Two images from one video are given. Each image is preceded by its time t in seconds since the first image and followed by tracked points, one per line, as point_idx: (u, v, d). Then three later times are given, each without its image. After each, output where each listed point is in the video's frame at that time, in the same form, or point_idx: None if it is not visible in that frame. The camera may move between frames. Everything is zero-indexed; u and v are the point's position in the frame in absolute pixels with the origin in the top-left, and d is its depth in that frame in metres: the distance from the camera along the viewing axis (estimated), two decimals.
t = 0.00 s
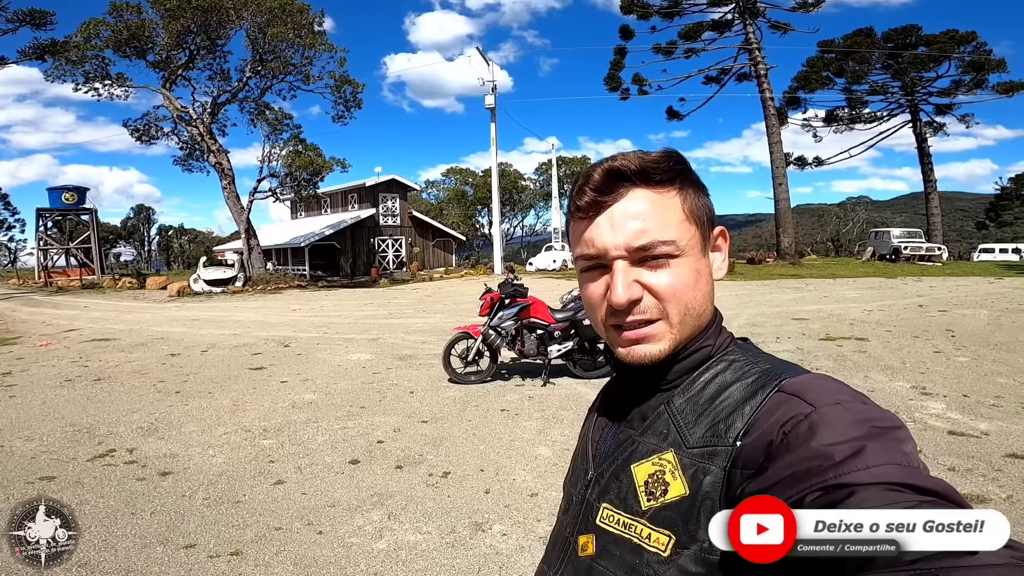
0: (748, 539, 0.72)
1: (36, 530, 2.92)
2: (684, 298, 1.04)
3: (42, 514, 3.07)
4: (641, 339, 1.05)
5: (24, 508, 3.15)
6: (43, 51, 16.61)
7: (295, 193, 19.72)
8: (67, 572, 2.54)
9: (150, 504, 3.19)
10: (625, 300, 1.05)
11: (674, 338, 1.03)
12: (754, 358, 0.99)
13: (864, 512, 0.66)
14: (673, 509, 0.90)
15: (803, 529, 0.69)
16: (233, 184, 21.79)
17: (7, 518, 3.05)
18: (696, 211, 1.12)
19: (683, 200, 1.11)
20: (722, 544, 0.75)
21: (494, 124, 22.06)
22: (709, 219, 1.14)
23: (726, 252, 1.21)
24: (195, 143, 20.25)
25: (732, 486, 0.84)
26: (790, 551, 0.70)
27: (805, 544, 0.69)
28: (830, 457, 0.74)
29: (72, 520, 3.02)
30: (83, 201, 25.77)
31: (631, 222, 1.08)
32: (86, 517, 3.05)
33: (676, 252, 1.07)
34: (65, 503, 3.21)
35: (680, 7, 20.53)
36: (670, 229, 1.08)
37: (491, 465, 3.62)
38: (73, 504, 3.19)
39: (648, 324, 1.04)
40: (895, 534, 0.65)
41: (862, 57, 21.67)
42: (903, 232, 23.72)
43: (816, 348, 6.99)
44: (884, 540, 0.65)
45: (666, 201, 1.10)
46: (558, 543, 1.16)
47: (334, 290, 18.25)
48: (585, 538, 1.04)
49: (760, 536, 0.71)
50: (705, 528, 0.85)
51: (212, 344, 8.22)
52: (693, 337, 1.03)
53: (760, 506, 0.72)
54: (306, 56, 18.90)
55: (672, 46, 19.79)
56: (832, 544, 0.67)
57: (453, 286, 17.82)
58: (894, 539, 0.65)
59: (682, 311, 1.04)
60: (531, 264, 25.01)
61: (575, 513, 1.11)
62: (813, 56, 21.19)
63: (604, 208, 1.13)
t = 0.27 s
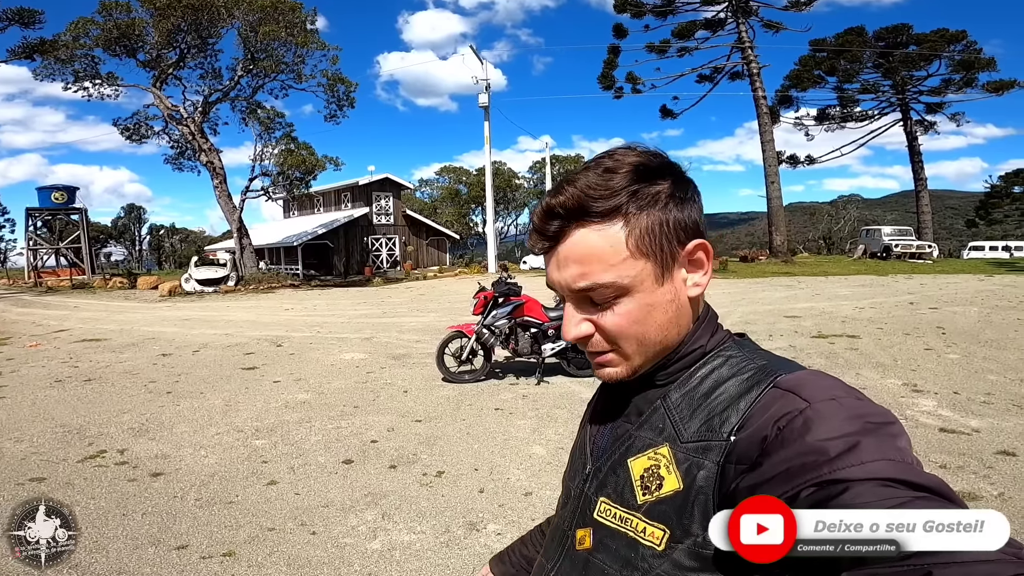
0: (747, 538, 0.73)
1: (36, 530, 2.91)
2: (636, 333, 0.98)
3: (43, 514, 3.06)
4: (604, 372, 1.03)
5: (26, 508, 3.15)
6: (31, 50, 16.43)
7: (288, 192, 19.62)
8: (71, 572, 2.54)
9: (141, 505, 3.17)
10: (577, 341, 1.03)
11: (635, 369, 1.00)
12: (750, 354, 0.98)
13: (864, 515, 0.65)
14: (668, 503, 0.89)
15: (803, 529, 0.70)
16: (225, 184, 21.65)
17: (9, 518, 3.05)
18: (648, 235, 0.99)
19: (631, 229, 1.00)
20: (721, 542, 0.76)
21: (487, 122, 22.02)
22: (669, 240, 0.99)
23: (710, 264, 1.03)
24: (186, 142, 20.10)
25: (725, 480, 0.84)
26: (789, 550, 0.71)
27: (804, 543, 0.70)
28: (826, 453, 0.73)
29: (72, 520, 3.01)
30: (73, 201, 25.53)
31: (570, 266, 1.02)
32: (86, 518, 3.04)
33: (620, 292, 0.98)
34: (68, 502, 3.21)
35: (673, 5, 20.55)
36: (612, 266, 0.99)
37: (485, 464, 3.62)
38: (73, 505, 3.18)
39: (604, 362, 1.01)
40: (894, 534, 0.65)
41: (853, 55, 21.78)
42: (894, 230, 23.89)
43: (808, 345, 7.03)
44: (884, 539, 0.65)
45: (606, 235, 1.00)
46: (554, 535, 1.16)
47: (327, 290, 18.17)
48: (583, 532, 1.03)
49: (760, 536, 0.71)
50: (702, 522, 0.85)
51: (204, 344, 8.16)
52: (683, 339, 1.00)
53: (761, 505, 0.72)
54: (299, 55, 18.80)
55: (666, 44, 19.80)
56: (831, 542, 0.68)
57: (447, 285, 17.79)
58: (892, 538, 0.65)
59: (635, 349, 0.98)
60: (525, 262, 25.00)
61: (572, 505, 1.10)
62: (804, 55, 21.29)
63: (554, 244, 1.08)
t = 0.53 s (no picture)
0: (748, 538, 0.72)
1: (36, 530, 2.88)
2: (612, 340, 0.99)
3: (43, 514, 3.03)
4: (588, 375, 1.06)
5: (25, 508, 3.11)
6: (17, 47, 16.20)
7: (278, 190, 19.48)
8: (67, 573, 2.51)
9: (130, 506, 3.13)
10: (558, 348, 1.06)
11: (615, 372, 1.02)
12: (746, 347, 0.96)
13: (864, 515, 0.65)
14: (665, 499, 0.89)
15: (803, 529, 0.69)
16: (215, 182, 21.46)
17: (8, 517, 3.01)
18: (614, 242, 0.98)
19: (595, 238, 0.99)
20: (722, 543, 0.76)
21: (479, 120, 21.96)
22: (637, 245, 0.97)
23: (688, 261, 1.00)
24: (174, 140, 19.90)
25: (721, 476, 0.84)
26: (789, 550, 0.71)
27: (806, 543, 0.69)
28: (821, 449, 0.73)
29: (72, 520, 2.98)
30: (59, 199, 25.20)
31: (542, 283, 1.03)
32: (85, 518, 3.01)
33: (590, 301, 0.99)
34: (67, 502, 3.18)
35: (665, 4, 20.59)
36: (577, 277, 0.99)
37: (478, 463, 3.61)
38: (73, 504, 3.15)
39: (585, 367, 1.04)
40: (894, 534, 0.64)
41: (843, 54, 21.92)
42: (882, 228, 24.12)
43: (798, 343, 7.07)
44: (884, 540, 0.65)
45: (572, 247, 1.00)
46: (553, 529, 1.16)
47: (318, 288, 18.08)
48: (581, 526, 1.03)
49: (760, 536, 0.71)
50: (700, 518, 0.85)
51: (193, 343, 8.09)
52: (674, 333, 0.99)
53: (760, 506, 0.72)
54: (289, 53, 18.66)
55: (657, 43, 19.84)
56: (831, 542, 0.68)
57: (438, 283, 17.74)
58: (894, 540, 0.65)
59: (611, 354, 1.00)
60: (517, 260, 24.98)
61: (570, 501, 1.09)
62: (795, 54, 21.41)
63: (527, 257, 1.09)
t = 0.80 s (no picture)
0: (749, 539, 0.69)
1: (36, 530, 2.84)
2: (609, 326, 0.99)
3: (43, 513, 2.99)
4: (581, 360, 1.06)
5: (24, 508, 3.07)
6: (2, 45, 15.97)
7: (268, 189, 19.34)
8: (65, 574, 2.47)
9: (118, 505, 3.10)
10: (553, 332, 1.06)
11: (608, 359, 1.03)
12: (739, 335, 0.96)
13: (864, 513, 0.64)
14: (661, 489, 0.89)
15: (803, 529, 0.67)
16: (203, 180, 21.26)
17: (8, 517, 2.97)
18: (614, 227, 0.98)
19: (595, 222, 0.99)
20: (721, 542, 0.73)
21: (471, 119, 21.91)
22: (636, 231, 0.98)
23: (686, 251, 1.00)
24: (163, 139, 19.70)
25: (717, 465, 0.84)
26: (790, 552, 0.68)
27: (806, 544, 0.67)
28: (815, 438, 0.74)
29: (72, 520, 2.93)
30: (44, 197, 24.85)
31: (544, 266, 1.04)
32: (86, 517, 2.97)
33: (588, 286, 0.99)
34: (66, 502, 3.13)
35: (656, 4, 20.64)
36: (576, 262, 0.99)
37: (470, 461, 3.60)
38: (72, 503, 3.11)
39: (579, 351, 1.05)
40: (894, 534, 0.63)
41: (832, 55, 22.09)
42: (869, 228, 24.37)
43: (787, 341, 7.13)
44: (886, 539, 0.64)
45: (571, 230, 1.00)
46: (550, 521, 1.15)
47: (308, 287, 17.97)
48: (578, 517, 1.03)
49: (761, 536, 0.68)
50: (696, 508, 0.85)
51: (181, 342, 8.01)
52: (666, 320, 1.00)
53: (761, 505, 0.70)
54: (280, 51, 18.53)
55: (648, 43, 19.90)
56: (831, 542, 0.65)
57: (429, 282, 17.70)
58: (894, 539, 0.63)
59: (605, 340, 1.00)
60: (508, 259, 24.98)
61: (564, 493, 1.09)
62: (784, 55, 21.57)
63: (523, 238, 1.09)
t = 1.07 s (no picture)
0: (747, 539, 0.72)
1: (36, 530, 2.81)
2: (599, 326, 0.97)
3: (43, 513, 2.95)
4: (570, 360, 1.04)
5: (24, 508, 3.02)
6: None
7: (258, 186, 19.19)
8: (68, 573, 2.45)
9: (106, 504, 3.06)
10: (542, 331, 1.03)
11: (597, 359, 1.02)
12: (725, 331, 0.96)
13: (858, 513, 0.65)
14: (655, 489, 0.89)
15: (802, 528, 0.69)
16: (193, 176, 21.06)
17: (8, 517, 2.94)
18: (605, 225, 0.97)
19: (585, 219, 0.98)
20: (720, 543, 0.75)
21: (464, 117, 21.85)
22: (625, 228, 0.97)
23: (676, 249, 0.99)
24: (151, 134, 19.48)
25: (708, 465, 0.83)
26: (789, 551, 0.70)
27: (805, 543, 0.69)
28: (805, 435, 0.73)
29: (72, 520, 2.89)
30: (30, 193, 24.51)
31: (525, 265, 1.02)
32: (88, 517, 2.93)
33: (580, 283, 0.97)
34: (64, 502, 3.08)
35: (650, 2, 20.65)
36: (568, 259, 0.98)
37: (462, 459, 3.59)
38: (73, 503, 3.06)
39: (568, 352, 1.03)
40: (894, 534, 0.64)
41: (823, 55, 22.23)
42: (858, 227, 24.59)
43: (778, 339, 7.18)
44: (883, 540, 0.65)
45: (561, 227, 0.98)
46: (547, 523, 1.15)
47: (299, 284, 17.86)
48: (574, 519, 1.02)
49: (761, 536, 0.70)
50: (690, 508, 0.85)
51: (170, 339, 7.93)
52: (654, 317, 0.99)
53: (759, 505, 0.72)
54: (271, 47, 18.37)
55: (642, 42, 19.91)
56: (831, 542, 0.68)
57: (421, 280, 17.65)
58: (893, 539, 0.65)
59: (596, 340, 0.98)
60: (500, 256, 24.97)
61: (560, 495, 1.08)
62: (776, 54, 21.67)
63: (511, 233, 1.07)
